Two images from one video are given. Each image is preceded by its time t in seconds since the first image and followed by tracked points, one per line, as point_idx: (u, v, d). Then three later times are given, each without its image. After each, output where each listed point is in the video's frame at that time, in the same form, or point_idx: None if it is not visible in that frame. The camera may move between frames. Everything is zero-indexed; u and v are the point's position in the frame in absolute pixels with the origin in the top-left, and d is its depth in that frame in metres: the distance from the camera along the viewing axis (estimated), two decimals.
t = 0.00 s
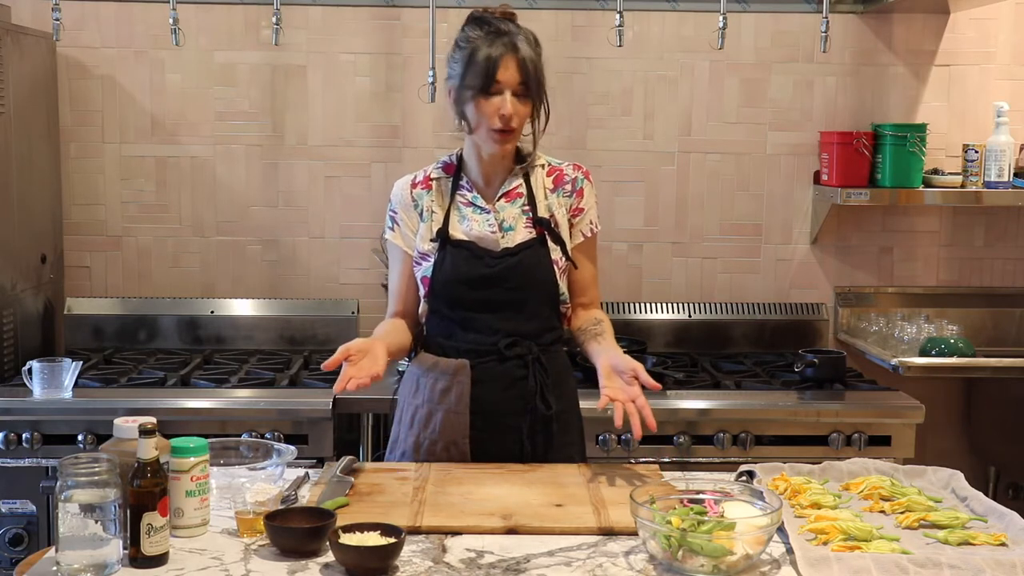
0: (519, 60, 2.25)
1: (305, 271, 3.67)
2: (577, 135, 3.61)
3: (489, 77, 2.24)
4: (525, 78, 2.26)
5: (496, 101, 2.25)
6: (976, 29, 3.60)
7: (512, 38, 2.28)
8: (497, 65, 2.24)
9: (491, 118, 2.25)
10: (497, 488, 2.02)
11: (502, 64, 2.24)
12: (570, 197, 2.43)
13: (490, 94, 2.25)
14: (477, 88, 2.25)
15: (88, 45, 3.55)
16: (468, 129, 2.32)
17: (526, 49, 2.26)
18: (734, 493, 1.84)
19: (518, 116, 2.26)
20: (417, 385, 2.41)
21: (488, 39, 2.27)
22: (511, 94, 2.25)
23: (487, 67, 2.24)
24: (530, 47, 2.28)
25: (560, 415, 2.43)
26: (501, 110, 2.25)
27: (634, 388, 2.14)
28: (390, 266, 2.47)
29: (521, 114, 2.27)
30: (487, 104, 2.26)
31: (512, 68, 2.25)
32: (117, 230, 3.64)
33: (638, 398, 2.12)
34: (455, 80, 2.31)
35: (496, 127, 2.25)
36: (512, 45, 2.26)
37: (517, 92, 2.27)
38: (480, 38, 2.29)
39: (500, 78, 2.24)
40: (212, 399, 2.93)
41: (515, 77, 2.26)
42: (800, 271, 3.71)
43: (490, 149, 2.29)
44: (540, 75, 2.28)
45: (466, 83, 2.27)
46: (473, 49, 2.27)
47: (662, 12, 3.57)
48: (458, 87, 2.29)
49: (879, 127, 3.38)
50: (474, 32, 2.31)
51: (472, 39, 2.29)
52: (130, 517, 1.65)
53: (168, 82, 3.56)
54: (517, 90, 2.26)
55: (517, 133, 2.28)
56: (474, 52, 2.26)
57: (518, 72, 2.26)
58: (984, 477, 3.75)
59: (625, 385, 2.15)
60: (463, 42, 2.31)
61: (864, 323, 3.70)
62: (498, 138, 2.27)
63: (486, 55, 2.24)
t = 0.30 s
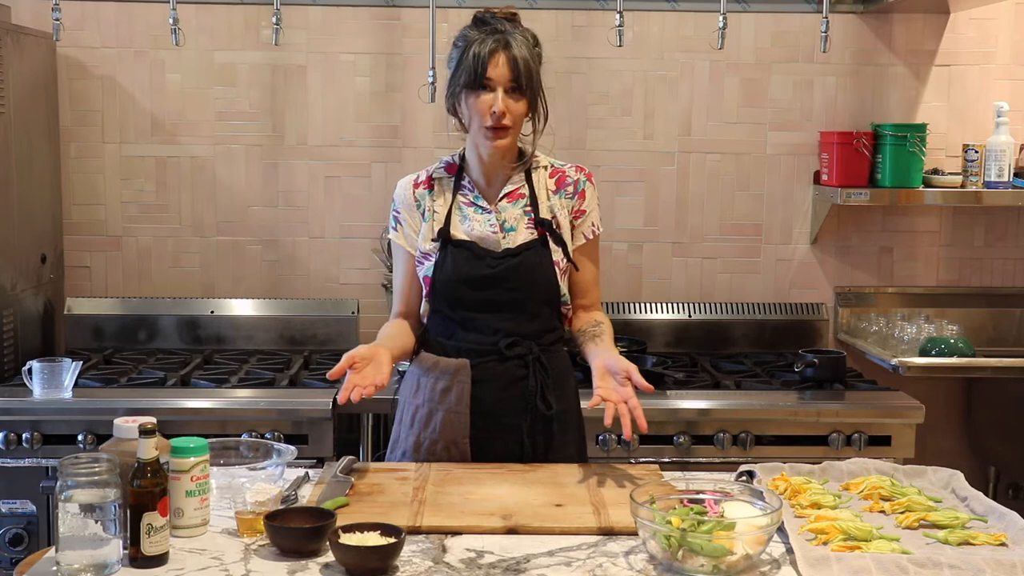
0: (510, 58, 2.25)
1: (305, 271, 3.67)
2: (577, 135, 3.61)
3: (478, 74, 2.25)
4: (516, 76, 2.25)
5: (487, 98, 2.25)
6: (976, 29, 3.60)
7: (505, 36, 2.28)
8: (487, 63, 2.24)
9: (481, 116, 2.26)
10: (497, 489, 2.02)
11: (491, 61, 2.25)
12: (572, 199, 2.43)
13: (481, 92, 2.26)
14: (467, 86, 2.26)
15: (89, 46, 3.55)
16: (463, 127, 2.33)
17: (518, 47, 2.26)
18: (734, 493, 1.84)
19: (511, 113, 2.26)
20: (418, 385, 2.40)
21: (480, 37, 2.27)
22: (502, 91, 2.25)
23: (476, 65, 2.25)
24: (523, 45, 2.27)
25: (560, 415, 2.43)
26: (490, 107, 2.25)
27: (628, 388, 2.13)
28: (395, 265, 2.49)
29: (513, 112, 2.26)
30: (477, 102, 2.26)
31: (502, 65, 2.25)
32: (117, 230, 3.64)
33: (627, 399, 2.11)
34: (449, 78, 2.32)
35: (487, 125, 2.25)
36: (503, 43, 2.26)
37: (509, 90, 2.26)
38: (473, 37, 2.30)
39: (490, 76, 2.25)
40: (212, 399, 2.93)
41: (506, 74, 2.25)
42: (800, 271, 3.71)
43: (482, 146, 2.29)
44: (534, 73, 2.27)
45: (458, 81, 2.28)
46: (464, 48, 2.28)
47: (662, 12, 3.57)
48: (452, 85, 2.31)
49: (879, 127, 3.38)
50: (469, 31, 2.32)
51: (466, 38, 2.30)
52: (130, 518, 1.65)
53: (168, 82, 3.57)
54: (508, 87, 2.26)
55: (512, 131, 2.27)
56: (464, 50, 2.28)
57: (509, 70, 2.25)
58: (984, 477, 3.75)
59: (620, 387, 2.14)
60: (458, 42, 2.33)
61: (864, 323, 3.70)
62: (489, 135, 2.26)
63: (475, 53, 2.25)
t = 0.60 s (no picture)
0: (511, 59, 2.25)
1: (305, 271, 3.67)
2: (577, 135, 3.61)
3: (480, 76, 2.25)
4: (518, 76, 2.25)
5: (490, 100, 2.25)
6: (976, 29, 3.60)
7: (505, 37, 2.28)
8: (488, 64, 2.24)
9: (486, 118, 2.26)
10: (497, 489, 2.02)
11: (493, 62, 2.25)
12: (573, 197, 2.43)
13: (484, 94, 2.26)
14: (469, 88, 2.26)
15: (88, 45, 3.55)
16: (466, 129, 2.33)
17: (518, 47, 2.26)
18: (734, 493, 1.84)
19: (515, 114, 2.26)
20: (421, 385, 2.40)
21: (481, 39, 2.27)
22: (505, 92, 2.26)
23: (478, 67, 2.24)
24: (524, 44, 2.27)
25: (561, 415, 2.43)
26: (494, 109, 2.25)
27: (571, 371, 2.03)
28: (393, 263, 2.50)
29: (516, 112, 2.26)
30: (481, 104, 2.26)
31: (504, 66, 2.25)
32: (117, 230, 3.64)
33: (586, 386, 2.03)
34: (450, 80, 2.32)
35: (492, 127, 2.25)
36: (504, 43, 2.26)
37: (511, 91, 2.26)
38: (472, 38, 2.30)
39: (492, 77, 2.25)
40: (212, 399, 2.93)
41: (508, 75, 2.25)
42: (800, 271, 3.71)
43: (488, 147, 2.30)
44: (535, 72, 2.27)
45: (460, 84, 2.28)
46: (464, 50, 2.28)
47: (661, 12, 3.57)
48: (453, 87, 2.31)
49: (879, 127, 3.38)
50: (467, 32, 2.32)
51: (466, 40, 2.30)
52: (130, 518, 1.65)
53: (168, 82, 3.57)
54: (511, 88, 2.26)
55: (517, 132, 2.28)
56: (465, 53, 2.27)
57: (511, 70, 2.25)
58: (984, 477, 3.75)
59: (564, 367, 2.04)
60: (457, 44, 2.32)
61: (864, 323, 3.70)
62: (494, 137, 2.27)
63: (477, 55, 2.24)
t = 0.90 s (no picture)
0: (510, 61, 2.25)
1: (305, 271, 3.67)
2: (578, 135, 3.61)
3: (479, 77, 2.25)
4: (516, 79, 2.25)
5: (487, 102, 2.25)
6: (976, 29, 3.60)
7: (505, 38, 2.27)
8: (487, 66, 2.24)
9: (481, 119, 2.26)
10: (497, 489, 2.02)
11: (491, 64, 2.24)
12: (570, 197, 2.41)
13: (481, 95, 2.26)
14: (467, 88, 2.26)
15: (88, 45, 3.55)
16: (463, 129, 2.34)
17: (518, 49, 2.25)
18: (734, 493, 1.84)
19: (511, 117, 2.26)
20: (421, 386, 2.41)
21: (481, 39, 2.27)
22: (502, 95, 2.26)
23: (476, 67, 2.24)
24: (523, 47, 2.27)
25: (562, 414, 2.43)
26: (489, 110, 2.25)
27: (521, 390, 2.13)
28: (393, 263, 2.51)
29: (512, 114, 2.27)
30: (477, 105, 2.27)
31: (502, 68, 2.25)
32: (117, 230, 3.64)
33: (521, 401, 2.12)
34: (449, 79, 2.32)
35: (487, 128, 2.25)
36: (503, 45, 2.26)
37: (509, 93, 2.26)
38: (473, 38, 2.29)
39: (490, 78, 2.25)
40: (212, 399, 2.93)
41: (506, 77, 2.25)
42: (800, 271, 3.71)
43: (483, 148, 2.30)
44: (533, 76, 2.27)
45: (458, 83, 2.28)
46: (464, 50, 2.28)
47: (662, 12, 3.57)
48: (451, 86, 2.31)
49: (879, 127, 3.38)
50: (468, 31, 2.31)
51: (467, 39, 2.29)
52: (130, 518, 1.65)
53: (168, 82, 3.57)
54: (509, 90, 2.26)
55: (512, 134, 2.28)
56: (464, 52, 2.27)
57: (508, 72, 2.25)
58: (985, 477, 3.75)
59: (516, 387, 2.16)
60: (458, 42, 2.32)
61: (864, 323, 3.70)
62: (489, 138, 2.27)
63: (476, 55, 2.24)
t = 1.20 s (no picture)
0: (505, 59, 2.25)
1: (305, 271, 3.67)
2: (578, 135, 3.61)
3: (474, 76, 2.25)
4: (511, 77, 2.25)
5: (483, 101, 2.25)
6: (975, 29, 3.60)
7: (500, 37, 2.27)
8: (482, 65, 2.24)
9: (479, 118, 2.26)
10: (497, 489, 2.02)
11: (485, 63, 2.25)
12: (571, 197, 2.41)
13: (478, 94, 2.26)
14: (462, 87, 2.27)
15: (88, 46, 3.55)
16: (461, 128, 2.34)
17: (512, 47, 2.25)
18: (734, 493, 1.84)
19: (509, 115, 2.26)
20: (421, 386, 2.41)
21: (476, 39, 2.27)
22: (499, 93, 2.26)
23: (472, 67, 2.25)
24: (518, 45, 2.26)
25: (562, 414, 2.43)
26: (485, 109, 2.25)
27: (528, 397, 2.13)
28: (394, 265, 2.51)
29: (509, 112, 2.27)
30: (475, 104, 2.27)
31: (498, 66, 2.25)
32: (117, 230, 3.64)
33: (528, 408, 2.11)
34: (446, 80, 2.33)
35: (485, 127, 2.26)
36: (498, 43, 2.26)
37: (505, 91, 2.26)
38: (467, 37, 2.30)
39: (486, 78, 2.25)
40: (212, 399, 2.93)
41: (502, 75, 2.25)
42: (800, 271, 3.71)
43: (481, 147, 2.30)
44: (529, 73, 2.27)
45: (455, 83, 2.28)
46: (458, 50, 2.28)
47: (661, 12, 3.57)
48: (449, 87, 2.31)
49: (879, 127, 3.38)
50: (463, 32, 2.32)
51: (462, 40, 2.29)
52: (130, 518, 1.65)
53: (168, 82, 3.57)
54: (505, 88, 2.26)
55: (511, 132, 2.28)
56: (459, 53, 2.28)
57: (504, 71, 2.25)
58: (985, 477, 3.75)
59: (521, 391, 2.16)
60: (453, 43, 2.33)
61: (864, 322, 3.70)
62: (486, 137, 2.27)
63: (471, 55, 2.25)
